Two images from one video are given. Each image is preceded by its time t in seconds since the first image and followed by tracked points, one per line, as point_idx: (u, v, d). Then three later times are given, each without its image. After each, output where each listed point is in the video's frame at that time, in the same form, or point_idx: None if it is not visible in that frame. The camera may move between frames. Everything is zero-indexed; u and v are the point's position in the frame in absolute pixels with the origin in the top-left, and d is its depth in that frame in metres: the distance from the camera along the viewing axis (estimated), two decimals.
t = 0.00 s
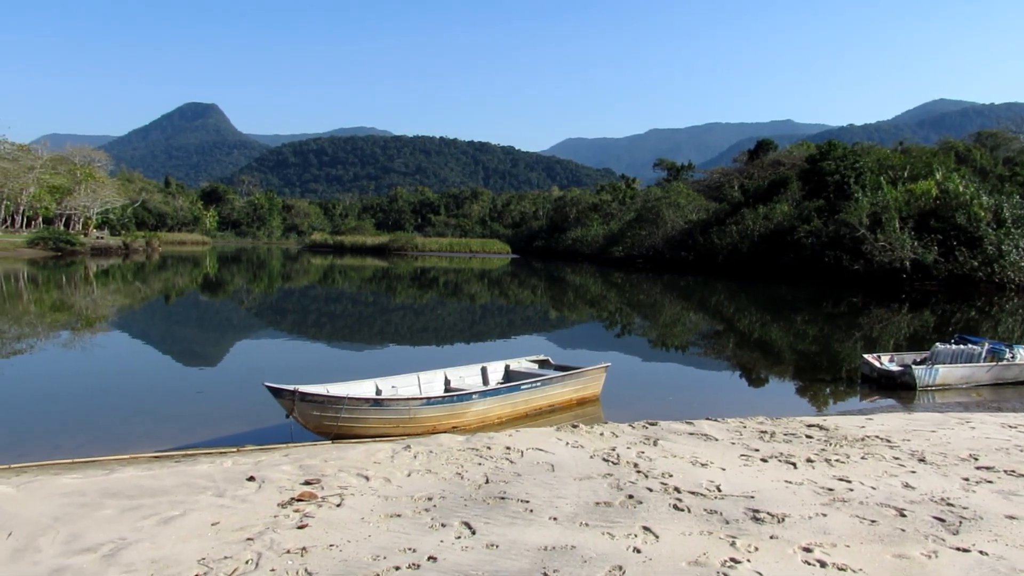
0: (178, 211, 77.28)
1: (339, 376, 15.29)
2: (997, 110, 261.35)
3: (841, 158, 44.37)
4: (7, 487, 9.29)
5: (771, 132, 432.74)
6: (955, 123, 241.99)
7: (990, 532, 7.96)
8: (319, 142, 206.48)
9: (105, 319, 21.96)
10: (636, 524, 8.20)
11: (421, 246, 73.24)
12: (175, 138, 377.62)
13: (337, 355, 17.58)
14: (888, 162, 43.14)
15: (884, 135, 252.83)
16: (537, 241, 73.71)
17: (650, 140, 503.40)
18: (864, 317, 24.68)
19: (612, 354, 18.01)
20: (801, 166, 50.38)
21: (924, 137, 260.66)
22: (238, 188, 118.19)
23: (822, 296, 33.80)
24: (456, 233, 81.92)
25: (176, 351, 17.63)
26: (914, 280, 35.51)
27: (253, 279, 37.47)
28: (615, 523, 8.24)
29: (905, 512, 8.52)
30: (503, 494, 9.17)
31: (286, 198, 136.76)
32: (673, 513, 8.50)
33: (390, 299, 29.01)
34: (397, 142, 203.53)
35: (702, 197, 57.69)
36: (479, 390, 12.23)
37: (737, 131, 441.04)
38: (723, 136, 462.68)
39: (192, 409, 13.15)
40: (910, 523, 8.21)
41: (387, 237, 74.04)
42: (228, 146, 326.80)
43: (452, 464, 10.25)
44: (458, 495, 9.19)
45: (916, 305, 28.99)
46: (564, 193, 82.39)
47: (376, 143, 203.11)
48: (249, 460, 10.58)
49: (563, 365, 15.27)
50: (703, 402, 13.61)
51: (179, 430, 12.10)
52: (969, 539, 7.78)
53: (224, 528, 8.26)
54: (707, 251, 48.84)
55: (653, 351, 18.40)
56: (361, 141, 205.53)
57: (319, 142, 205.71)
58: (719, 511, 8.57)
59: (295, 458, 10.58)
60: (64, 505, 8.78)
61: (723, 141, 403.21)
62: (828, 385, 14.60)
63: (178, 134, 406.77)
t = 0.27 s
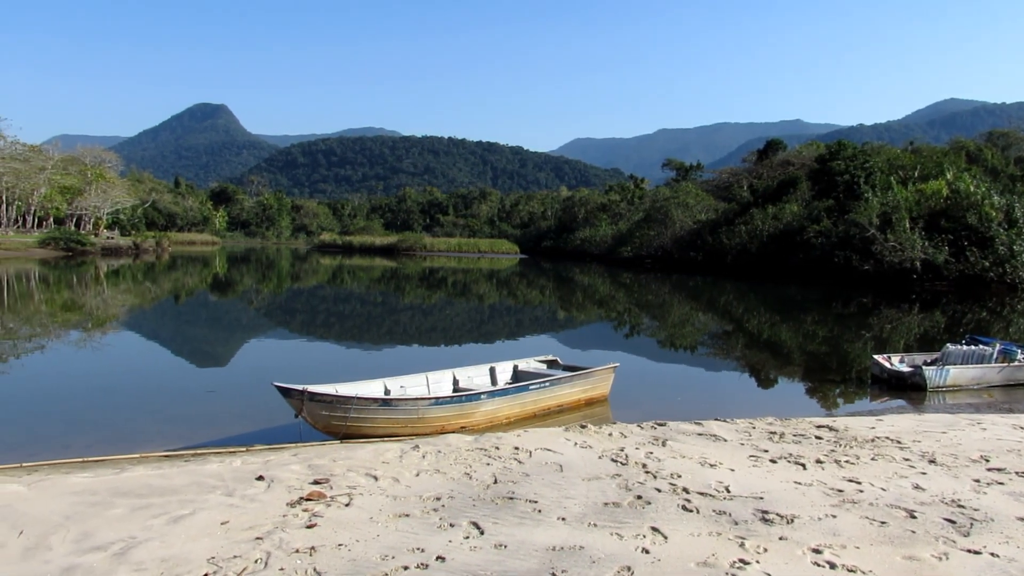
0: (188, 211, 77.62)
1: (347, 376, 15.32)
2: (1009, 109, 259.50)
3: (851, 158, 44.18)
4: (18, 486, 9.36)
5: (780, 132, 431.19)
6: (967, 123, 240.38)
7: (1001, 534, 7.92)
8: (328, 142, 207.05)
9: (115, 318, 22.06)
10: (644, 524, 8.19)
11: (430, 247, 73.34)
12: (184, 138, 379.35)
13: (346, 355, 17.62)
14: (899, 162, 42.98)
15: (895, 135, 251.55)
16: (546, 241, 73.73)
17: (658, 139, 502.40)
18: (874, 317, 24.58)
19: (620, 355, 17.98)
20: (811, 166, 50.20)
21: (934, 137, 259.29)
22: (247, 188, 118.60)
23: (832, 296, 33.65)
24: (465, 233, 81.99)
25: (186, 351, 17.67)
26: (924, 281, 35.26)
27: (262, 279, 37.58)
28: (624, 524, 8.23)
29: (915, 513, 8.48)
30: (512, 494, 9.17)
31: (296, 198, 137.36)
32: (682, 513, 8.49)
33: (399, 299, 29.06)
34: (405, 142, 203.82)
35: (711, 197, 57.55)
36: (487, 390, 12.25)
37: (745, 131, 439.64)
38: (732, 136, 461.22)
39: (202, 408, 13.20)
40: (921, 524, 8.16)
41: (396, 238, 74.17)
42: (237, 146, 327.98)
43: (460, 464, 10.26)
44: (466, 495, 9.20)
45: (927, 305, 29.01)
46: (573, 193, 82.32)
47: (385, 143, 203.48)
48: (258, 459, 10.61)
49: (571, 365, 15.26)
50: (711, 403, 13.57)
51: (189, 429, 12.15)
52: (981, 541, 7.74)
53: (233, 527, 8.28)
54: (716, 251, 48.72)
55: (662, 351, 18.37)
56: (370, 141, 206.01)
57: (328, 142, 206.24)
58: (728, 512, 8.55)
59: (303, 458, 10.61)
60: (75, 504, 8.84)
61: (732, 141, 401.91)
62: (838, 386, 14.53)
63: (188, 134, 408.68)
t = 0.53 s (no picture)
0: (197, 211, 77.98)
1: (356, 376, 15.35)
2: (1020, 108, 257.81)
3: (861, 158, 43.98)
4: (30, 484, 9.43)
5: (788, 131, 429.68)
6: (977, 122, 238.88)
7: (1012, 536, 7.88)
8: (336, 143, 207.53)
9: (125, 318, 22.17)
10: (653, 525, 8.17)
11: (438, 247, 73.42)
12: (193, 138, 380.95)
13: (355, 355, 17.65)
14: (909, 162, 42.87)
15: (905, 135, 250.28)
16: (554, 241, 73.75)
17: (665, 138, 501.40)
18: (884, 318, 24.52)
19: (628, 355, 17.96)
20: (820, 165, 50.04)
21: (944, 136, 257.77)
22: (256, 189, 118.99)
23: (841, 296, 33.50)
24: (473, 233, 82.07)
25: (196, 351, 17.72)
26: (934, 281, 35.15)
27: (271, 279, 37.70)
28: (632, 524, 8.22)
29: (925, 514, 8.44)
30: (520, 494, 9.17)
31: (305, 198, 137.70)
32: (691, 514, 8.47)
33: (408, 299, 29.14)
34: (413, 142, 204.09)
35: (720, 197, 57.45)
36: (496, 390, 12.25)
37: (754, 130, 438.24)
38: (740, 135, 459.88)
39: (211, 408, 13.26)
40: (931, 526, 8.13)
41: (404, 238, 74.30)
42: (246, 146, 329.14)
43: (468, 464, 10.27)
44: (474, 495, 9.21)
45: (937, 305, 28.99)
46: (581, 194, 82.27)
47: (394, 143, 203.85)
48: (267, 459, 10.65)
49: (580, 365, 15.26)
50: (720, 403, 13.55)
51: (199, 428, 12.20)
52: (991, 543, 7.71)
53: (242, 527, 8.31)
54: (724, 251, 48.62)
55: (670, 352, 18.34)
56: (378, 141, 206.43)
57: (336, 142, 206.75)
58: (737, 513, 8.53)
59: (312, 458, 10.64)
60: (86, 502, 8.89)
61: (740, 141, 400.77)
62: (847, 387, 14.48)
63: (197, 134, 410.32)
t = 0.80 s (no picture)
0: (206, 211, 78.32)
1: (365, 376, 15.38)
2: None
3: (870, 157, 43.78)
4: (41, 483, 9.49)
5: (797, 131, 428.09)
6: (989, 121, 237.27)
7: None
8: (345, 143, 208.08)
9: (135, 318, 22.27)
10: (661, 525, 8.17)
11: (447, 247, 73.50)
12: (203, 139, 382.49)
13: (363, 355, 17.68)
14: (919, 162, 42.69)
15: (915, 135, 248.96)
16: (562, 241, 73.72)
17: (673, 138, 500.31)
18: (894, 318, 24.45)
19: (637, 355, 17.94)
20: (830, 165, 49.84)
21: (955, 136, 256.27)
22: (266, 189, 119.36)
23: (851, 296, 33.38)
24: (481, 233, 82.13)
25: (205, 351, 17.76)
26: (945, 282, 34.99)
27: (281, 279, 37.82)
28: (641, 525, 8.21)
29: (936, 516, 8.40)
30: (528, 494, 9.17)
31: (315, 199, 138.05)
32: (699, 515, 8.46)
33: (416, 299, 29.19)
34: (422, 142, 204.31)
35: (729, 196, 57.32)
36: (504, 390, 12.26)
37: (762, 130, 436.77)
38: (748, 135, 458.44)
39: (221, 408, 13.30)
40: (942, 527, 8.08)
41: (413, 238, 74.44)
42: (255, 147, 330.28)
43: (477, 464, 10.27)
44: (483, 495, 9.21)
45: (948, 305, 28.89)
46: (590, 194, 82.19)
47: (402, 144, 204.18)
48: (276, 458, 10.68)
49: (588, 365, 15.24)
50: (729, 404, 13.52)
51: (208, 428, 12.25)
52: (1002, 545, 7.65)
53: (251, 526, 8.34)
54: (733, 252, 48.51)
55: (678, 352, 18.31)
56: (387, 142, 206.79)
57: (345, 143, 207.14)
58: (746, 513, 8.51)
59: (321, 457, 10.67)
60: (97, 501, 8.94)
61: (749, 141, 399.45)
62: (857, 387, 14.43)
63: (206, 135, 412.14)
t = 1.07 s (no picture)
0: (215, 211, 78.60)
1: (373, 376, 15.40)
2: None
3: (880, 157, 43.57)
4: (52, 482, 9.54)
5: (805, 130, 426.45)
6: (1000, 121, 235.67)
7: None
8: (353, 143, 208.39)
9: (144, 318, 22.34)
10: (669, 526, 8.15)
11: (455, 247, 73.55)
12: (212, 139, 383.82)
13: (371, 355, 17.70)
14: (929, 161, 42.49)
15: (925, 134, 247.48)
16: (570, 241, 73.70)
17: (681, 137, 499.18)
18: (904, 318, 24.38)
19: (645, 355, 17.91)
20: (840, 165, 49.64)
21: (965, 135, 254.67)
22: (275, 189, 119.68)
23: (861, 296, 33.26)
24: (489, 233, 82.16)
25: (214, 351, 17.80)
26: (956, 282, 34.77)
27: (291, 279, 37.91)
28: (649, 525, 8.20)
29: (945, 517, 8.36)
30: (537, 494, 9.18)
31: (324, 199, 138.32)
32: (708, 515, 8.44)
33: (424, 299, 29.23)
34: (430, 143, 204.48)
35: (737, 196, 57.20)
36: (512, 390, 12.26)
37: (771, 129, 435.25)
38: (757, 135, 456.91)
39: (230, 407, 13.34)
40: (952, 529, 8.05)
41: (421, 238, 74.56)
42: (263, 147, 331.18)
43: (485, 464, 10.29)
44: (491, 495, 9.22)
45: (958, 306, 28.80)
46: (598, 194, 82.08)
47: (410, 144, 204.42)
48: (285, 458, 10.71)
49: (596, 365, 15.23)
50: (737, 404, 13.49)
51: (217, 427, 12.28)
52: (1013, 546, 7.61)
53: (260, 525, 8.37)
54: (742, 252, 48.39)
55: (687, 352, 18.29)
56: (395, 142, 207.02)
57: (354, 143, 207.55)
58: (754, 514, 8.50)
59: (330, 457, 10.70)
60: (106, 500, 8.98)
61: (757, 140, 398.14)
62: (867, 388, 14.38)
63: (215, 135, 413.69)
